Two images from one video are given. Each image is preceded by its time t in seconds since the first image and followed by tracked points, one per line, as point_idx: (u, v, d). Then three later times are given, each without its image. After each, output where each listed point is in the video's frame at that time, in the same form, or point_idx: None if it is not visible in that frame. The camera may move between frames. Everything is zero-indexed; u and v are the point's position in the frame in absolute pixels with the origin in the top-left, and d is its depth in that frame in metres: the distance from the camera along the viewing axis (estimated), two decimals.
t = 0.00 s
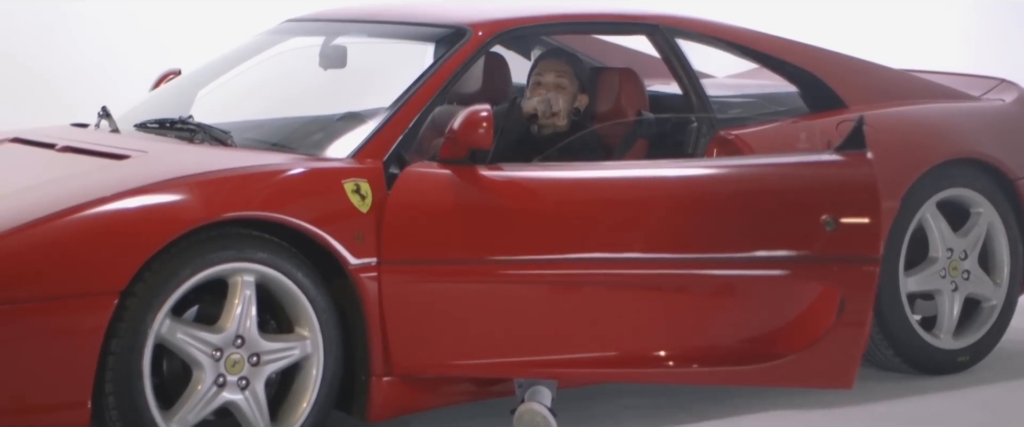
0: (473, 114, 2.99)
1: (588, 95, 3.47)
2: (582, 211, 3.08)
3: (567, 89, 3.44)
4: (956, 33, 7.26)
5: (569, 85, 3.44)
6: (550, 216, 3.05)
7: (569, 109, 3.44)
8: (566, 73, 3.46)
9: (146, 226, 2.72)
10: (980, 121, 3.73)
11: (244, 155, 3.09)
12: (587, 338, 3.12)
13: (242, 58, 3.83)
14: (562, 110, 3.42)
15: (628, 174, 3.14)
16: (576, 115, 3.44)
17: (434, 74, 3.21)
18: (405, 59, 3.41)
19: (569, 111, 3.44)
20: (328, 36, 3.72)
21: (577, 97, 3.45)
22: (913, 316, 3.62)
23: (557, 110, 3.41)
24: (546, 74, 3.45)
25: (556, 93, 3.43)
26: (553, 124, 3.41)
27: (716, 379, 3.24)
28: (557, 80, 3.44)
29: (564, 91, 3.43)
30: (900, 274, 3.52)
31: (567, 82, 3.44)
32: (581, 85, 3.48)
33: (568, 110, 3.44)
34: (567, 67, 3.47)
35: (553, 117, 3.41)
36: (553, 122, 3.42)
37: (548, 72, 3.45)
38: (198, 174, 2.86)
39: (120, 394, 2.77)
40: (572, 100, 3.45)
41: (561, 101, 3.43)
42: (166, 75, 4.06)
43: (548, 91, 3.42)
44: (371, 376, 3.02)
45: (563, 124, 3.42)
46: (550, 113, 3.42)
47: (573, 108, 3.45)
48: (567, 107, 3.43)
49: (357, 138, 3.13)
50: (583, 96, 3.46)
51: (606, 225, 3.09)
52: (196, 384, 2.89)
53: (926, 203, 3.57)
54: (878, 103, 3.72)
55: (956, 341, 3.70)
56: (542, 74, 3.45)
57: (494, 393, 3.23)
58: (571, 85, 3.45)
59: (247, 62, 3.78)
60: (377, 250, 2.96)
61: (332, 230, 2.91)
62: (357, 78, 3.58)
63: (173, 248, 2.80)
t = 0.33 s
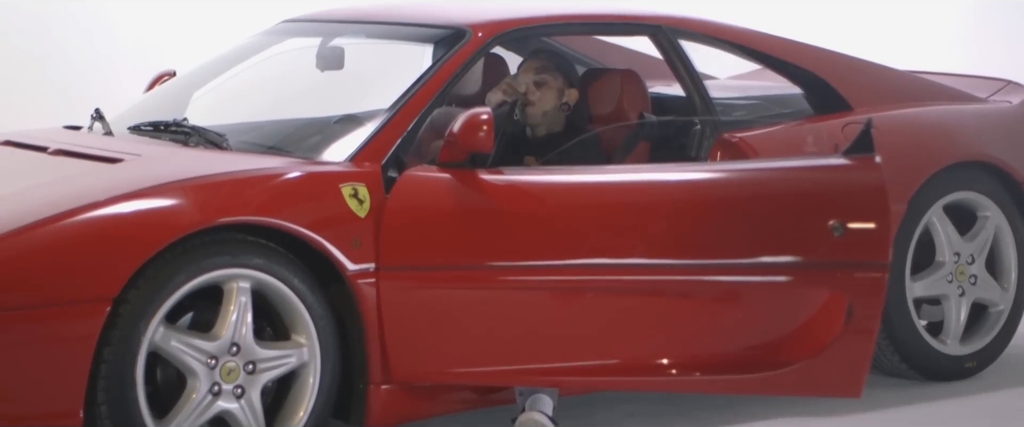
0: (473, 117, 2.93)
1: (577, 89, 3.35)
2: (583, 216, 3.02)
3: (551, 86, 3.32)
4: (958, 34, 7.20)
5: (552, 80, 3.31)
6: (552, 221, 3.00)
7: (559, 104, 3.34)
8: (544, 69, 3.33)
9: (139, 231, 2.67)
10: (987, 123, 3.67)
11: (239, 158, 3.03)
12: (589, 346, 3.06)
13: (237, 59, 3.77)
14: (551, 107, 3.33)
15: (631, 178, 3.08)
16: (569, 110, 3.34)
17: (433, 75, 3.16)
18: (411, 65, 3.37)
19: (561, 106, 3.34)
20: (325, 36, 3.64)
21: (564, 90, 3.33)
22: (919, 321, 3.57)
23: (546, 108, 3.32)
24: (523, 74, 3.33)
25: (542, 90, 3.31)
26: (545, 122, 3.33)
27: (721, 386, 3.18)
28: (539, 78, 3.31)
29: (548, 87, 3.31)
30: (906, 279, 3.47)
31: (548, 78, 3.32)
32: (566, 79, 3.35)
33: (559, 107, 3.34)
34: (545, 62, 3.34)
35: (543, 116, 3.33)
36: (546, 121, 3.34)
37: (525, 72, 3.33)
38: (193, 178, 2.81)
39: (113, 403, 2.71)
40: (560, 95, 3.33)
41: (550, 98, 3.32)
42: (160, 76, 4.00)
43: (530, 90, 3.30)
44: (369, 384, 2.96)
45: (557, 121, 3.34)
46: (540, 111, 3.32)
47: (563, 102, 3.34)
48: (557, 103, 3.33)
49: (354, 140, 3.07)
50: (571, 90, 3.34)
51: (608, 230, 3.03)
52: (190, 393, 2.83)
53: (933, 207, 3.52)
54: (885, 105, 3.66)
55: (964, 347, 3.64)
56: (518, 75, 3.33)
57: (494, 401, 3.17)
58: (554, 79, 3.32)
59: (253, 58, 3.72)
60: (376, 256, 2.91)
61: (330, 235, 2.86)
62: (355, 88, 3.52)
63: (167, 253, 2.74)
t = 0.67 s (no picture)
0: (475, 120, 2.86)
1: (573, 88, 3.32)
2: (586, 222, 2.96)
3: (543, 88, 3.31)
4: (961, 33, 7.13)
5: (543, 83, 3.31)
6: (555, 228, 2.94)
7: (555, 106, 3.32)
8: (537, 70, 3.33)
9: (132, 237, 2.60)
10: (995, 125, 3.62)
11: (235, 163, 2.96)
12: (593, 355, 3.00)
13: (233, 60, 3.70)
14: (545, 110, 3.30)
15: (635, 182, 3.02)
16: (567, 111, 3.32)
17: (433, 77, 3.09)
18: (412, 66, 3.30)
19: (556, 108, 3.31)
20: (323, 37, 3.58)
21: (559, 90, 3.31)
22: (927, 327, 3.51)
23: (538, 111, 3.30)
24: (518, 78, 3.35)
25: (533, 93, 3.31)
26: (540, 125, 3.31)
27: (727, 396, 3.11)
28: (530, 82, 3.32)
29: (539, 90, 3.31)
30: (914, 286, 3.41)
31: (540, 80, 3.31)
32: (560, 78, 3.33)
33: (553, 109, 3.31)
34: (538, 64, 3.33)
35: (538, 119, 3.31)
36: (542, 124, 3.31)
37: (520, 75, 3.35)
38: (188, 182, 2.75)
39: (105, 413, 2.64)
40: (554, 97, 3.31)
41: (543, 100, 3.31)
42: (154, 78, 3.93)
43: (523, 95, 3.32)
44: (366, 394, 2.91)
45: (553, 123, 3.31)
46: (534, 115, 3.31)
47: (559, 103, 3.31)
48: (552, 105, 3.31)
49: (352, 144, 3.00)
50: (567, 90, 3.31)
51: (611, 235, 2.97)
52: (184, 402, 2.76)
53: (942, 211, 3.46)
54: (893, 108, 3.59)
55: (972, 354, 3.59)
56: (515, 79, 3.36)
57: (495, 411, 3.11)
58: (546, 81, 3.31)
59: (252, 58, 3.66)
60: (374, 262, 2.85)
61: (328, 241, 2.80)
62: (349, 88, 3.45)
63: (161, 260, 2.68)
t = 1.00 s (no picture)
0: (476, 124, 2.79)
1: (579, 95, 3.27)
2: (589, 229, 2.89)
3: (546, 95, 3.25)
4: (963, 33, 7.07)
5: (548, 88, 3.25)
6: (558, 235, 2.87)
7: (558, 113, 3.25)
8: (543, 76, 3.27)
9: (123, 246, 2.54)
10: (1006, 129, 3.55)
11: (229, 168, 2.89)
12: (596, 365, 2.93)
13: (227, 63, 3.63)
14: (547, 116, 3.22)
15: (640, 189, 2.96)
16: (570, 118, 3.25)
17: (433, 80, 3.02)
18: (411, 69, 3.23)
19: (559, 115, 3.23)
20: (319, 39, 3.50)
21: (564, 97, 3.26)
22: (937, 334, 3.46)
23: (539, 118, 3.22)
24: (524, 82, 3.29)
25: (537, 99, 3.25)
26: (542, 130, 3.20)
27: (732, 406, 3.05)
28: (535, 88, 3.26)
29: (542, 97, 3.24)
30: (923, 294, 3.36)
31: (545, 86, 3.25)
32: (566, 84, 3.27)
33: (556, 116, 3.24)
34: (545, 69, 3.28)
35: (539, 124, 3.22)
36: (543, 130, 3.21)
37: (525, 79, 3.29)
38: (181, 188, 2.68)
39: None
40: (557, 105, 3.25)
41: (546, 106, 3.24)
42: (148, 80, 3.86)
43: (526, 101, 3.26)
44: (366, 405, 2.84)
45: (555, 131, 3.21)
46: (535, 122, 3.22)
47: (563, 111, 3.25)
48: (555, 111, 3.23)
49: (350, 150, 2.93)
50: (573, 97, 3.26)
51: (615, 243, 2.89)
52: (178, 415, 2.69)
53: (952, 216, 3.40)
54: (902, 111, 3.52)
55: (982, 362, 3.52)
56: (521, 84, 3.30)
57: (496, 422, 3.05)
58: (551, 88, 3.25)
59: (248, 60, 3.58)
60: (373, 270, 2.78)
61: (326, 249, 2.73)
62: (345, 98, 3.37)
63: (154, 269, 2.61)
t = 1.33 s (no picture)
0: (479, 131, 2.70)
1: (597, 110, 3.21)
2: (593, 238, 2.81)
3: (572, 107, 3.21)
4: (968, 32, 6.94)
5: (576, 102, 3.21)
6: (562, 244, 2.79)
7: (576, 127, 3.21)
8: (574, 88, 3.22)
9: (114, 256, 2.46)
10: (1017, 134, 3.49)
11: (223, 176, 2.81)
12: (600, 379, 2.86)
13: (222, 67, 3.55)
14: (568, 132, 3.19)
15: (644, 197, 2.88)
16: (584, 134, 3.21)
17: (432, 85, 2.94)
18: (410, 73, 3.15)
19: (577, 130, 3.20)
20: (316, 43, 3.43)
21: (585, 112, 3.22)
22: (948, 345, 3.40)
23: (561, 130, 3.18)
24: (552, 89, 3.23)
25: (562, 111, 3.20)
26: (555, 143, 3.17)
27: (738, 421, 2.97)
28: (563, 98, 3.21)
29: (570, 109, 3.20)
30: (936, 302, 3.30)
31: (574, 99, 3.21)
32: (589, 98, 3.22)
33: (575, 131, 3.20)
34: (576, 81, 3.22)
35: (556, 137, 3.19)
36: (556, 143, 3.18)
37: (555, 87, 3.22)
38: (175, 197, 2.60)
39: None
40: (580, 119, 3.21)
41: (569, 120, 3.20)
42: (140, 84, 3.78)
43: (552, 109, 3.20)
44: (364, 420, 2.77)
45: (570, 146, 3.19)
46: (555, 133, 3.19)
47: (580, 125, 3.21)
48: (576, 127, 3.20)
49: (347, 157, 2.85)
50: (591, 112, 3.21)
51: (619, 253, 2.82)
52: None
53: (963, 224, 3.36)
54: (912, 116, 3.45)
55: (995, 372, 3.48)
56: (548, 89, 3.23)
57: None
58: (579, 101, 3.21)
59: (246, 63, 3.50)
60: (370, 281, 2.70)
61: (323, 259, 2.66)
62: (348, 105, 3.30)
63: (146, 281, 2.53)
